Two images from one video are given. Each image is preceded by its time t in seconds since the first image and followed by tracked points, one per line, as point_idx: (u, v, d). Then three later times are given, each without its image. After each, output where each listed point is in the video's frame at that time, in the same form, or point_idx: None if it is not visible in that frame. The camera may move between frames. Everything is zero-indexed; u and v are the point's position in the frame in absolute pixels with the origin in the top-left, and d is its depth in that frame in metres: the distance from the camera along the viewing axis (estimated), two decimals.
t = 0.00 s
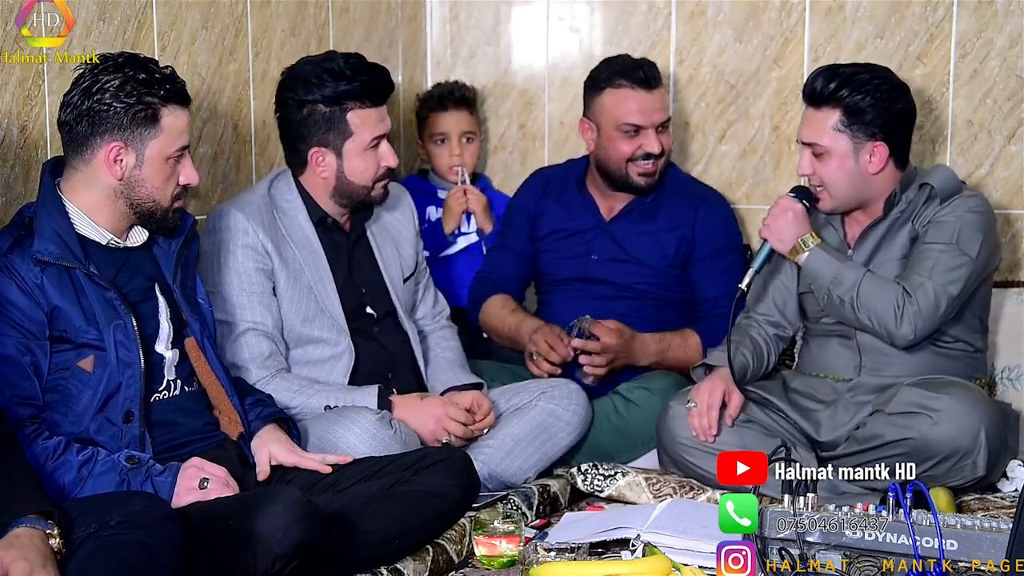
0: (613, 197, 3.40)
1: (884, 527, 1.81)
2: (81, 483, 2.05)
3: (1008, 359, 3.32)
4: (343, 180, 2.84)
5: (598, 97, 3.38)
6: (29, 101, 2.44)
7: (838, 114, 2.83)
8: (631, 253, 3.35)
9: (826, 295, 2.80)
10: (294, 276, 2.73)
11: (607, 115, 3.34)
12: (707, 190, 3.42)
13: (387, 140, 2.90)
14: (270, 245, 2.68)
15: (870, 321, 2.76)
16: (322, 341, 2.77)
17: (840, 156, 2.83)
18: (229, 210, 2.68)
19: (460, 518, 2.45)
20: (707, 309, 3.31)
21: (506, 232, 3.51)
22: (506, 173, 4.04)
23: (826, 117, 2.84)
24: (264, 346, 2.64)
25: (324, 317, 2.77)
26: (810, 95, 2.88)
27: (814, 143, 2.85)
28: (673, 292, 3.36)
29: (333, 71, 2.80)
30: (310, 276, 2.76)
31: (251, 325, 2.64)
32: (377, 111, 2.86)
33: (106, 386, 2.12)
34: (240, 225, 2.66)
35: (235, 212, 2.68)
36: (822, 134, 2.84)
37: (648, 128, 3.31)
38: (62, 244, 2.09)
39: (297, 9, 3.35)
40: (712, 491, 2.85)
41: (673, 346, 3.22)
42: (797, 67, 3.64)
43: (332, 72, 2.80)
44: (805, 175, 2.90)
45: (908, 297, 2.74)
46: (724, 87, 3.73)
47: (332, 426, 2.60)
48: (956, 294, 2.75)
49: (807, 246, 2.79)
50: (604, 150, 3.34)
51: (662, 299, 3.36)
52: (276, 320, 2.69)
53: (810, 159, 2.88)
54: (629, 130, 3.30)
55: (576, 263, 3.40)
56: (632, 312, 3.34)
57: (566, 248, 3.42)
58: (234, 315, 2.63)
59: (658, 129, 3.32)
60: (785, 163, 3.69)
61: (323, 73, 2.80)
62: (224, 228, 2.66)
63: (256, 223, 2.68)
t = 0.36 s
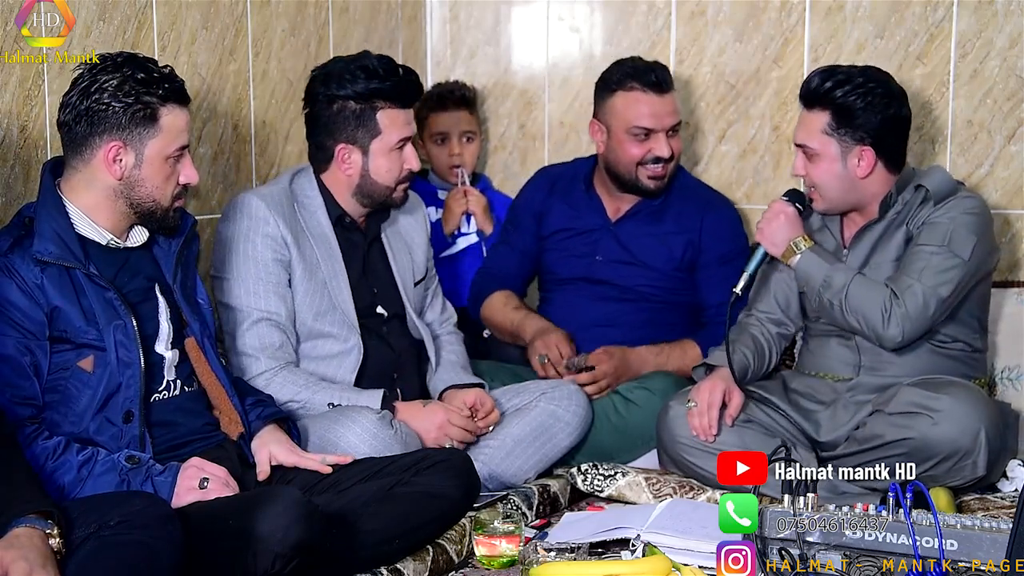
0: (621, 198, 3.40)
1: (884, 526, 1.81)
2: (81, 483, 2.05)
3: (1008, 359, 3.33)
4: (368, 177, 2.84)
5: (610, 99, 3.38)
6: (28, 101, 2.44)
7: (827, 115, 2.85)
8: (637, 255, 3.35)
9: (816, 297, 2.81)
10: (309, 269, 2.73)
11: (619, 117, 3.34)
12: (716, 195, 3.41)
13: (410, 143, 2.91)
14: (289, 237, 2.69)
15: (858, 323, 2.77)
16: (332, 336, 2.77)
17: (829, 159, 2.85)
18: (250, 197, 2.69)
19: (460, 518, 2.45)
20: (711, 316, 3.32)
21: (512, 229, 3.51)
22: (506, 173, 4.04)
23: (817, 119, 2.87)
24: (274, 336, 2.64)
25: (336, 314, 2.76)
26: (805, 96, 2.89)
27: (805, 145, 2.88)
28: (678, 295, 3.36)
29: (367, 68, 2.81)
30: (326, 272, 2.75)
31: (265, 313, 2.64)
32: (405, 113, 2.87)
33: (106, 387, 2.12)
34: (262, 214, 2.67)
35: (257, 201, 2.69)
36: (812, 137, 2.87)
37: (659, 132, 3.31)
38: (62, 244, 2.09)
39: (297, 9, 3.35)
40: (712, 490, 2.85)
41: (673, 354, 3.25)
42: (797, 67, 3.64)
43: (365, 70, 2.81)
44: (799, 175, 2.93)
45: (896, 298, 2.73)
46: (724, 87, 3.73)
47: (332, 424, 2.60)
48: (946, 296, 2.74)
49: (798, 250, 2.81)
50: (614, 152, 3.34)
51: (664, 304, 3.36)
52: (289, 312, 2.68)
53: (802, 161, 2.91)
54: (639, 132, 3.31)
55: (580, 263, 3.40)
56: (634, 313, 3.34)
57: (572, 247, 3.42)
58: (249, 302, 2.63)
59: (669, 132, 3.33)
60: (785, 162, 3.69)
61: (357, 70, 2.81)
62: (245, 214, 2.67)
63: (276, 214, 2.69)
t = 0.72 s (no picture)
0: (627, 199, 3.40)
1: (884, 526, 1.81)
2: (80, 484, 2.04)
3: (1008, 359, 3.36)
4: (357, 175, 2.84)
5: (622, 102, 3.36)
6: (28, 101, 2.44)
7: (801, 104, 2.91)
8: (642, 257, 3.35)
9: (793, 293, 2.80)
10: (302, 268, 2.73)
11: (629, 121, 3.33)
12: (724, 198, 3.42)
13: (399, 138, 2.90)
14: (280, 236, 2.69)
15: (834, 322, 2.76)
16: (328, 334, 2.77)
17: (800, 147, 2.91)
18: (240, 199, 2.69)
19: (460, 519, 2.45)
20: (714, 320, 3.34)
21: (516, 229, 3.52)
22: (506, 173, 4.04)
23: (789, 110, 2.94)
24: (270, 336, 2.64)
25: (330, 311, 2.76)
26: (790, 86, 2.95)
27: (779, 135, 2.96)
28: (681, 298, 3.37)
29: (352, 67, 2.80)
30: (319, 270, 2.76)
31: (260, 314, 2.63)
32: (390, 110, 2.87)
33: (106, 387, 2.12)
34: (251, 215, 2.67)
35: (246, 202, 2.68)
36: (784, 126, 2.94)
37: (670, 136, 3.30)
38: (61, 244, 2.09)
39: (297, 9, 3.35)
40: (712, 490, 2.83)
41: (677, 357, 3.25)
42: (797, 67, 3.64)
43: (350, 68, 2.80)
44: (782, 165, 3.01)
45: (870, 299, 2.73)
46: (724, 87, 3.73)
47: (333, 424, 2.59)
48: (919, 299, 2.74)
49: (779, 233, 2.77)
50: (624, 155, 3.33)
51: (668, 308, 3.37)
52: (283, 312, 2.68)
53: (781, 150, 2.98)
54: (650, 137, 3.30)
55: (587, 264, 3.40)
56: (637, 314, 3.35)
57: (577, 247, 3.42)
58: (244, 304, 2.63)
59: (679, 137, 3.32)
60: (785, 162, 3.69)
61: (344, 68, 2.80)
62: (235, 216, 2.67)
63: (266, 214, 2.68)
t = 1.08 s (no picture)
0: (632, 198, 3.39)
1: (884, 527, 1.81)
2: (81, 484, 2.04)
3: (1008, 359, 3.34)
4: (334, 178, 2.84)
5: (631, 102, 3.34)
6: (29, 101, 2.44)
7: (779, 109, 2.94)
8: (647, 255, 3.36)
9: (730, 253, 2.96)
10: (290, 276, 2.73)
11: (638, 121, 3.31)
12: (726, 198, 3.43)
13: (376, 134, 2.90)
14: (264, 246, 2.68)
15: (760, 270, 2.88)
16: (320, 339, 2.77)
17: (781, 152, 2.94)
18: (221, 210, 2.68)
19: (460, 518, 2.45)
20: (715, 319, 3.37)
21: (518, 226, 3.52)
22: (506, 173, 4.04)
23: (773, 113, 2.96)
24: (261, 346, 2.64)
25: (320, 316, 2.76)
26: (770, 91, 2.97)
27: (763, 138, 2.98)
28: (684, 296, 3.37)
29: (318, 71, 2.79)
30: (307, 276, 2.75)
31: (249, 327, 2.64)
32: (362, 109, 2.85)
33: (105, 387, 2.12)
34: (232, 226, 2.66)
35: (228, 214, 2.68)
36: (768, 129, 2.97)
37: (679, 136, 3.29)
38: (61, 244, 2.09)
39: (297, 9, 3.35)
40: (712, 490, 2.83)
41: (675, 357, 3.27)
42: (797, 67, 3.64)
43: (316, 71, 2.79)
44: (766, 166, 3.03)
45: (799, 250, 2.83)
46: (724, 87, 3.73)
47: (332, 426, 2.59)
48: (850, 258, 2.78)
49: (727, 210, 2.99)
50: (633, 156, 3.30)
51: (672, 306, 3.38)
52: (273, 321, 2.68)
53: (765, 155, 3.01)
54: (661, 137, 3.28)
55: (590, 262, 3.40)
56: (638, 314, 3.36)
57: (580, 245, 3.42)
58: (233, 318, 2.63)
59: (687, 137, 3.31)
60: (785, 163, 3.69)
61: (312, 71, 2.79)
62: (217, 229, 2.67)
63: (249, 224, 2.68)
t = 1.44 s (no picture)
0: (629, 202, 3.39)
1: (884, 527, 1.81)
2: (81, 484, 2.04)
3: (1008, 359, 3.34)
4: (331, 185, 2.83)
5: (631, 108, 3.32)
6: (29, 100, 2.44)
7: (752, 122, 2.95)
8: (645, 256, 3.36)
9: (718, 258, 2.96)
10: (286, 281, 2.73)
11: (637, 128, 3.29)
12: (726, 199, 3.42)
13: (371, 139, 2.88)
14: (261, 253, 2.68)
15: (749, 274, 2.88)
16: (317, 344, 2.77)
17: (759, 164, 2.95)
18: (216, 218, 2.68)
19: (460, 518, 2.45)
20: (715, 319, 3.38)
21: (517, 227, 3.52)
22: (506, 173, 4.04)
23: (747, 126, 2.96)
24: (259, 352, 2.63)
25: (317, 321, 2.76)
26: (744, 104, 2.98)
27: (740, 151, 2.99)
28: (683, 296, 3.38)
29: (311, 77, 2.77)
30: (303, 281, 2.76)
31: (247, 333, 2.64)
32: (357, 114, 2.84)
33: (105, 387, 2.12)
34: (227, 234, 2.66)
35: (224, 221, 2.68)
36: (744, 141, 2.97)
37: (677, 144, 3.28)
38: (61, 244, 2.09)
39: (297, 9, 3.35)
40: (712, 490, 2.83)
41: (674, 357, 3.27)
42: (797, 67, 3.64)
43: (310, 79, 2.77)
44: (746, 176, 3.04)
45: (786, 253, 2.83)
46: (724, 87, 3.73)
47: (332, 426, 2.59)
48: (836, 259, 2.79)
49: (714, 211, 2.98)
50: (629, 163, 3.30)
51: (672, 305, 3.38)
52: (270, 327, 2.68)
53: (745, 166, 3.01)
54: (658, 145, 3.26)
55: (589, 262, 3.40)
56: (637, 314, 3.37)
57: (579, 246, 3.42)
58: (230, 325, 2.63)
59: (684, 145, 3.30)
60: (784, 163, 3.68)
61: (305, 79, 2.77)
62: (212, 237, 2.67)
63: (245, 230, 2.68)
